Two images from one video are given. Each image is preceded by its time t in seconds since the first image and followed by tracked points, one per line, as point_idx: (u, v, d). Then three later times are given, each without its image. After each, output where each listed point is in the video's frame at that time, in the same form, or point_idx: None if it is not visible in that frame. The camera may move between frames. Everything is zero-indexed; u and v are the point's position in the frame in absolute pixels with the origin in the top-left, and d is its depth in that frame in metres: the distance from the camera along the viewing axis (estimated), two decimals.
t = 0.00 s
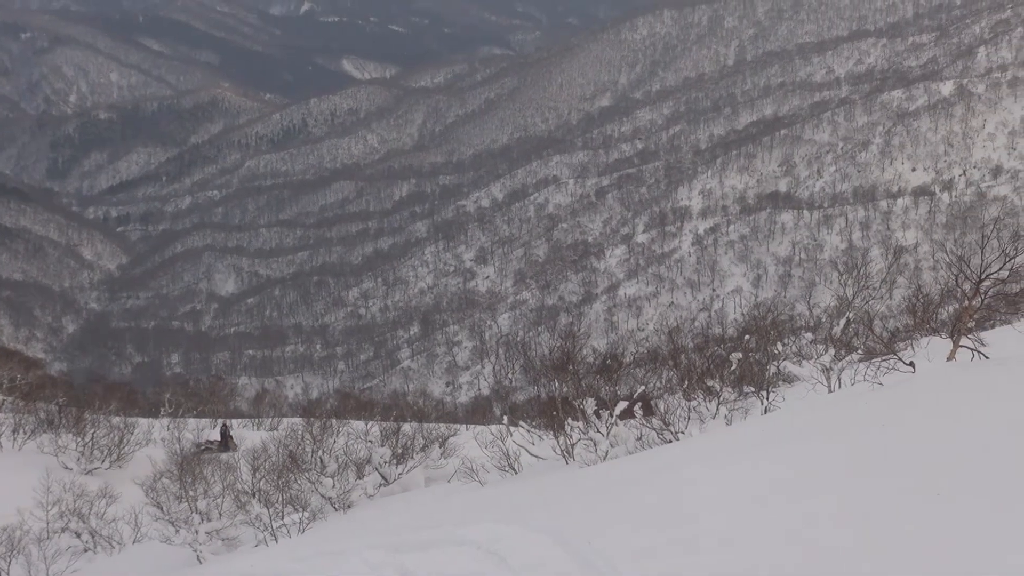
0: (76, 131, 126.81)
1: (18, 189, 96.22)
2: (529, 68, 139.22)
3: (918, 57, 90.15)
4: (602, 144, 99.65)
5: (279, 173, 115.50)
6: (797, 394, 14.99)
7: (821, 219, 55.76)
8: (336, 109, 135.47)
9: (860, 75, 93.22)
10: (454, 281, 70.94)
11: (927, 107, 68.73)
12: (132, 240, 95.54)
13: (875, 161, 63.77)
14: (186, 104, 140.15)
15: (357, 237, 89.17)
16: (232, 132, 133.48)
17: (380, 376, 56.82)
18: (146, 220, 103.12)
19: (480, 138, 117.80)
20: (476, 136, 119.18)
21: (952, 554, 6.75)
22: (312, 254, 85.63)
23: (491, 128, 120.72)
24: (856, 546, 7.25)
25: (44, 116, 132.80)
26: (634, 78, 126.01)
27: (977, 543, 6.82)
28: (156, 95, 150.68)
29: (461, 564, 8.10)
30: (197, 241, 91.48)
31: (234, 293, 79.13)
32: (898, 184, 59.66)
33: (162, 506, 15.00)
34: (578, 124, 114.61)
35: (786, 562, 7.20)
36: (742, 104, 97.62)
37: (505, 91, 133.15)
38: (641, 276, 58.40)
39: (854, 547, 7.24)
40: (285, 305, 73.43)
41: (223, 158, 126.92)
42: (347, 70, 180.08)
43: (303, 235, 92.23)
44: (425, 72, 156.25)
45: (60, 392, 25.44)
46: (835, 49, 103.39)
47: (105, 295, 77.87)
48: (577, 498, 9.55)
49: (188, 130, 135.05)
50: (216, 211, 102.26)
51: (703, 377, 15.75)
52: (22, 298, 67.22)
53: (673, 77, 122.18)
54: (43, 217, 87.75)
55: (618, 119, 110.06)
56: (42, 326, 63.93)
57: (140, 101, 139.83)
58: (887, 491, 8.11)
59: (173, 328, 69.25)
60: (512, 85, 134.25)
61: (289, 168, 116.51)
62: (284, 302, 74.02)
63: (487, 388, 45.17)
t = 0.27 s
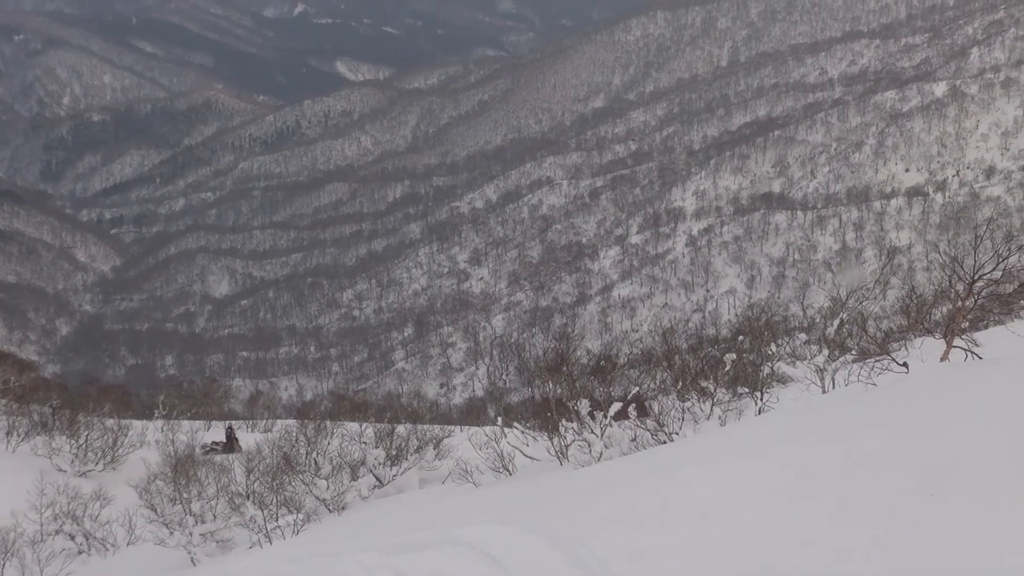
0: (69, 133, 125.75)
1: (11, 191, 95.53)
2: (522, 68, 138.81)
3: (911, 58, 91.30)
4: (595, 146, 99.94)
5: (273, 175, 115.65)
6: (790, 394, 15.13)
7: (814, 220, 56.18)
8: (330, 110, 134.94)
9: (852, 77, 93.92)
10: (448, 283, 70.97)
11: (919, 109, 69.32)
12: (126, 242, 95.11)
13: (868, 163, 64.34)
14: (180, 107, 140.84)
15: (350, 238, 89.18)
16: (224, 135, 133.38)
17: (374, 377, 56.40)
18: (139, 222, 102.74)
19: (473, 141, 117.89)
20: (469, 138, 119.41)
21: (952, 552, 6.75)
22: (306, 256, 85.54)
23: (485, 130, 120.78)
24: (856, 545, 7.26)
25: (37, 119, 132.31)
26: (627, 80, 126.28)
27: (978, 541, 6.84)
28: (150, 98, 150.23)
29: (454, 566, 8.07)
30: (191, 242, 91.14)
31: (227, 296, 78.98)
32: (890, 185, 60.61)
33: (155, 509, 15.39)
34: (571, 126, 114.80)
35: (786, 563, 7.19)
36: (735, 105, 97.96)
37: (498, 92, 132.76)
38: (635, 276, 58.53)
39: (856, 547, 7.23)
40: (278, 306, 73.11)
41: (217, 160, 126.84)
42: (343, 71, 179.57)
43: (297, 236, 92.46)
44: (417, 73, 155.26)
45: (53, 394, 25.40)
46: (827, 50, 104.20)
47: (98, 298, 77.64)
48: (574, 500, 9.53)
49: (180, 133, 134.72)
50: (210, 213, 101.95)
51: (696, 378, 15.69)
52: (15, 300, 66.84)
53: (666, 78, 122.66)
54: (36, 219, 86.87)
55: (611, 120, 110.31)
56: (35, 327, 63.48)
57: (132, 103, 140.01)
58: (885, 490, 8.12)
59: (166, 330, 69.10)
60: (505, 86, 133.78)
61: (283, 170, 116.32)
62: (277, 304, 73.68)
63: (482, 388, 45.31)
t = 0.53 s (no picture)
0: (61, 137, 125.64)
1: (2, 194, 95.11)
2: (514, 70, 138.51)
3: (902, 60, 91.76)
4: (588, 148, 100.08)
5: (265, 178, 115.04)
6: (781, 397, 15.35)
7: (807, 222, 56.53)
8: (322, 113, 134.46)
9: (844, 78, 94.36)
10: (440, 285, 70.93)
11: (911, 110, 69.50)
12: (119, 246, 94.83)
13: (860, 164, 64.68)
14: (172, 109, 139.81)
15: (343, 241, 88.95)
16: (217, 137, 132.77)
17: (367, 380, 56.23)
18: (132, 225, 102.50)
19: (466, 143, 117.83)
20: (461, 140, 119.39)
21: (951, 554, 6.75)
22: (298, 258, 85.10)
23: (477, 132, 120.67)
24: (856, 546, 7.25)
25: (29, 123, 131.88)
26: (619, 82, 126.30)
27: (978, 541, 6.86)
28: (143, 101, 149.79)
29: (449, 568, 8.07)
30: (184, 246, 91.03)
31: (220, 299, 78.77)
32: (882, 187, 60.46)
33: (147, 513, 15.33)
34: (563, 128, 114.92)
35: (786, 564, 7.17)
36: (728, 107, 98.15)
37: (491, 95, 132.28)
38: (628, 278, 58.58)
39: (855, 548, 7.23)
40: (271, 309, 72.91)
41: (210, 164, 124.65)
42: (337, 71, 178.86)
43: (290, 239, 91.20)
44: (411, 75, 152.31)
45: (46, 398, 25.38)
46: (820, 52, 104.87)
47: (92, 301, 77.52)
48: (569, 502, 9.51)
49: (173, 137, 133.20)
50: (202, 217, 101.61)
51: (690, 379, 15.76)
52: (8, 305, 66.74)
53: (658, 81, 122.53)
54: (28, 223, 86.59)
55: (604, 123, 110.39)
56: (28, 331, 63.52)
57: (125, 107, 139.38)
58: (882, 490, 8.13)
59: (159, 334, 68.98)
60: (498, 89, 132.95)
61: (276, 173, 116.03)
62: (270, 306, 73.51)
63: (475, 390, 45.43)
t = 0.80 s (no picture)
0: (54, 141, 123.30)
1: None
2: (506, 73, 138.02)
3: (895, 62, 92.02)
4: (580, 151, 100.06)
5: (258, 181, 114.34)
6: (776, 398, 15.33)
7: (799, 225, 56.86)
8: (314, 116, 133.68)
9: (836, 81, 94.61)
10: (433, 289, 70.83)
11: (904, 112, 69.57)
12: (111, 249, 94.33)
13: (853, 167, 65.15)
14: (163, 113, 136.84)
15: (335, 244, 88.66)
16: (208, 140, 131.15)
17: (361, 384, 56.19)
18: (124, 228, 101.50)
19: (458, 146, 117.66)
20: (453, 144, 119.40)
21: (951, 551, 6.78)
22: (291, 261, 84.92)
23: (469, 136, 120.39)
24: (852, 546, 7.28)
25: (20, 126, 130.00)
26: (612, 84, 126.06)
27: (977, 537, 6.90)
28: (134, 104, 148.52)
29: (443, 570, 8.08)
30: (176, 250, 90.76)
31: (213, 302, 78.54)
32: (875, 190, 61.25)
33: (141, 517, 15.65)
34: (556, 131, 114.76)
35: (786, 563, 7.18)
36: (720, 110, 98.14)
37: (483, 98, 132.17)
38: (621, 281, 58.54)
39: (855, 546, 7.27)
40: (264, 313, 72.75)
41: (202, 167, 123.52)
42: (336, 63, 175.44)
43: (282, 243, 90.85)
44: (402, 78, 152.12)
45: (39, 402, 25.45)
46: (812, 54, 105.17)
47: (84, 305, 77.27)
48: (564, 503, 9.55)
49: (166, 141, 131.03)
50: (195, 219, 101.10)
51: (682, 382, 15.87)
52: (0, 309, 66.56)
53: (650, 83, 122.20)
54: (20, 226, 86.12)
55: (597, 126, 110.32)
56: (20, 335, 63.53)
57: (116, 111, 137.08)
58: (879, 491, 8.15)
59: (152, 338, 68.89)
60: (490, 91, 133.02)
61: (268, 176, 115.36)
62: (263, 310, 73.35)
63: (468, 394, 45.43)
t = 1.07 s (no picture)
0: (44, 146, 119.88)
1: None
2: (495, 82, 139.22)
3: (884, 66, 92.32)
4: (571, 156, 100.21)
5: (248, 187, 114.10)
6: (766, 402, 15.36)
7: (790, 229, 56.97)
8: (304, 121, 133.24)
9: (826, 85, 94.99)
10: (423, 294, 70.76)
11: (894, 116, 69.58)
12: (102, 254, 93.95)
13: (843, 171, 65.13)
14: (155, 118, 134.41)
15: (325, 249, 88.54)
16: (198, 144, 130.11)
17: (351, 389, 56.04)
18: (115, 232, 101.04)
19: (448, 151, 117.62)
20: (443, 148, 119.32)
21: (947, 551, 6.80)
22: (280, 266, 85.01)
23: (460, 140, 120.29)
24: (847, 549, 7.27)
25: (8, 132, 127.32)
26: (603, 88, 126.15)
27: (973, 536, 6.95)
28: (125, 107, 147.75)
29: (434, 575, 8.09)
30: (167, 254, 90.46)
31: (203, 307, 78.40)
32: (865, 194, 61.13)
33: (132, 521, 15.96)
34: (546, 136, 114.87)
35: (781, 564, 7.21)
36: (710, 115, 98.41)
37: (473, 103, 132.52)
38: (611, 286, 58.56)
39: (851, 547, 7.29)
40: (254, 318, 72.64)
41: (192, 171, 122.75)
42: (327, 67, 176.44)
43: (273, 248, 90.75)
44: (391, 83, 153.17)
45: (30, 408, 25.71)
46: (802, 59, 105.68)
47: (74, 310, 77.01)
48: (558, 507, 9.57)
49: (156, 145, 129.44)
50: (185, 224, 100.73)
51: (673, 388, 15.70)
52: None
53: (641, 88, 122.06)
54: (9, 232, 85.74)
55: (587, 130, 110.51)
56: (10, 340, 63.63)
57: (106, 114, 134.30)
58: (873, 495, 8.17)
59: (142, 343, 68.85)
60: (480, 97, 133.95)
61: (259, 182, 115.00)
62: (253, 315, 73.21)
63: (458, 399, 45.48)
